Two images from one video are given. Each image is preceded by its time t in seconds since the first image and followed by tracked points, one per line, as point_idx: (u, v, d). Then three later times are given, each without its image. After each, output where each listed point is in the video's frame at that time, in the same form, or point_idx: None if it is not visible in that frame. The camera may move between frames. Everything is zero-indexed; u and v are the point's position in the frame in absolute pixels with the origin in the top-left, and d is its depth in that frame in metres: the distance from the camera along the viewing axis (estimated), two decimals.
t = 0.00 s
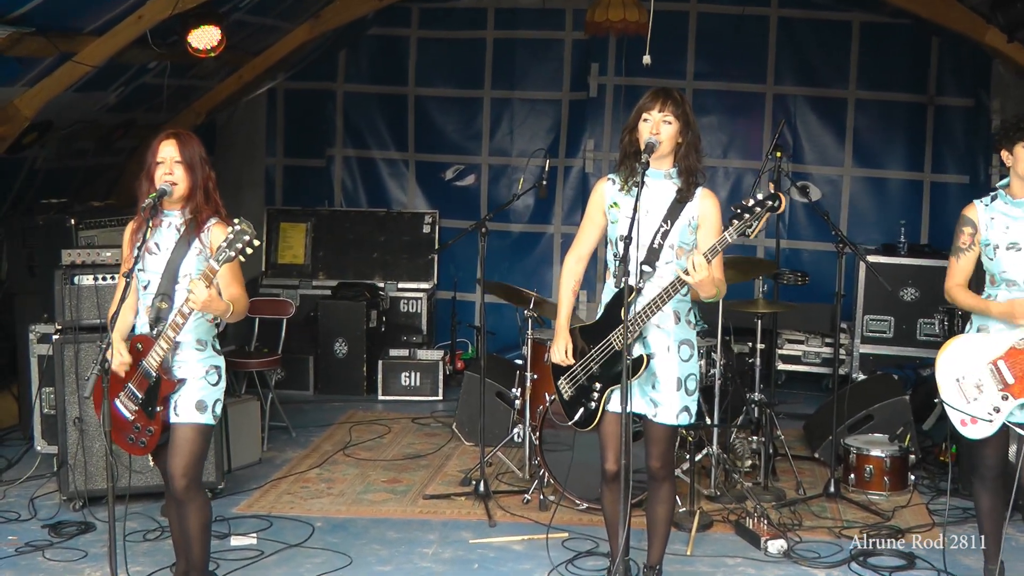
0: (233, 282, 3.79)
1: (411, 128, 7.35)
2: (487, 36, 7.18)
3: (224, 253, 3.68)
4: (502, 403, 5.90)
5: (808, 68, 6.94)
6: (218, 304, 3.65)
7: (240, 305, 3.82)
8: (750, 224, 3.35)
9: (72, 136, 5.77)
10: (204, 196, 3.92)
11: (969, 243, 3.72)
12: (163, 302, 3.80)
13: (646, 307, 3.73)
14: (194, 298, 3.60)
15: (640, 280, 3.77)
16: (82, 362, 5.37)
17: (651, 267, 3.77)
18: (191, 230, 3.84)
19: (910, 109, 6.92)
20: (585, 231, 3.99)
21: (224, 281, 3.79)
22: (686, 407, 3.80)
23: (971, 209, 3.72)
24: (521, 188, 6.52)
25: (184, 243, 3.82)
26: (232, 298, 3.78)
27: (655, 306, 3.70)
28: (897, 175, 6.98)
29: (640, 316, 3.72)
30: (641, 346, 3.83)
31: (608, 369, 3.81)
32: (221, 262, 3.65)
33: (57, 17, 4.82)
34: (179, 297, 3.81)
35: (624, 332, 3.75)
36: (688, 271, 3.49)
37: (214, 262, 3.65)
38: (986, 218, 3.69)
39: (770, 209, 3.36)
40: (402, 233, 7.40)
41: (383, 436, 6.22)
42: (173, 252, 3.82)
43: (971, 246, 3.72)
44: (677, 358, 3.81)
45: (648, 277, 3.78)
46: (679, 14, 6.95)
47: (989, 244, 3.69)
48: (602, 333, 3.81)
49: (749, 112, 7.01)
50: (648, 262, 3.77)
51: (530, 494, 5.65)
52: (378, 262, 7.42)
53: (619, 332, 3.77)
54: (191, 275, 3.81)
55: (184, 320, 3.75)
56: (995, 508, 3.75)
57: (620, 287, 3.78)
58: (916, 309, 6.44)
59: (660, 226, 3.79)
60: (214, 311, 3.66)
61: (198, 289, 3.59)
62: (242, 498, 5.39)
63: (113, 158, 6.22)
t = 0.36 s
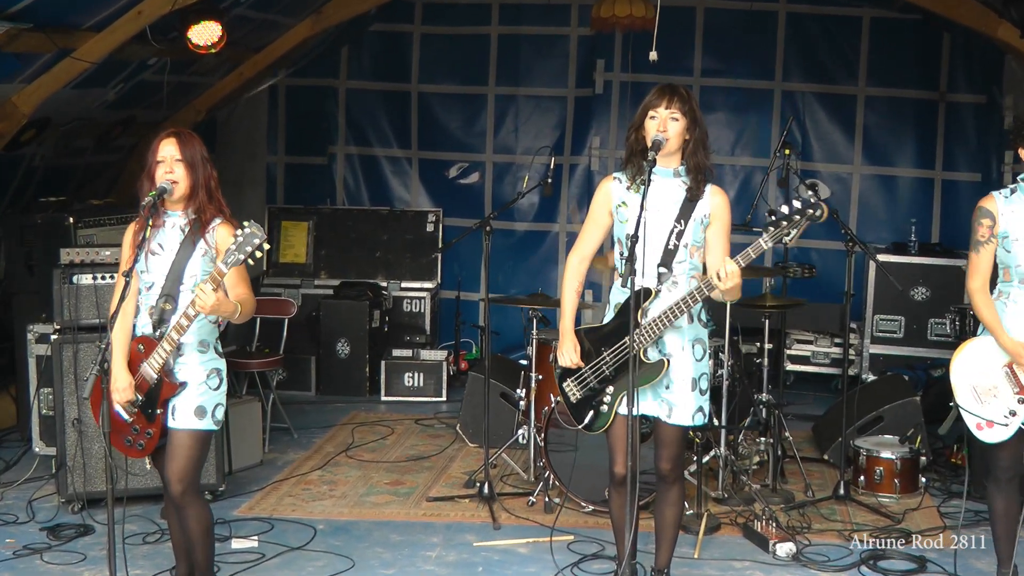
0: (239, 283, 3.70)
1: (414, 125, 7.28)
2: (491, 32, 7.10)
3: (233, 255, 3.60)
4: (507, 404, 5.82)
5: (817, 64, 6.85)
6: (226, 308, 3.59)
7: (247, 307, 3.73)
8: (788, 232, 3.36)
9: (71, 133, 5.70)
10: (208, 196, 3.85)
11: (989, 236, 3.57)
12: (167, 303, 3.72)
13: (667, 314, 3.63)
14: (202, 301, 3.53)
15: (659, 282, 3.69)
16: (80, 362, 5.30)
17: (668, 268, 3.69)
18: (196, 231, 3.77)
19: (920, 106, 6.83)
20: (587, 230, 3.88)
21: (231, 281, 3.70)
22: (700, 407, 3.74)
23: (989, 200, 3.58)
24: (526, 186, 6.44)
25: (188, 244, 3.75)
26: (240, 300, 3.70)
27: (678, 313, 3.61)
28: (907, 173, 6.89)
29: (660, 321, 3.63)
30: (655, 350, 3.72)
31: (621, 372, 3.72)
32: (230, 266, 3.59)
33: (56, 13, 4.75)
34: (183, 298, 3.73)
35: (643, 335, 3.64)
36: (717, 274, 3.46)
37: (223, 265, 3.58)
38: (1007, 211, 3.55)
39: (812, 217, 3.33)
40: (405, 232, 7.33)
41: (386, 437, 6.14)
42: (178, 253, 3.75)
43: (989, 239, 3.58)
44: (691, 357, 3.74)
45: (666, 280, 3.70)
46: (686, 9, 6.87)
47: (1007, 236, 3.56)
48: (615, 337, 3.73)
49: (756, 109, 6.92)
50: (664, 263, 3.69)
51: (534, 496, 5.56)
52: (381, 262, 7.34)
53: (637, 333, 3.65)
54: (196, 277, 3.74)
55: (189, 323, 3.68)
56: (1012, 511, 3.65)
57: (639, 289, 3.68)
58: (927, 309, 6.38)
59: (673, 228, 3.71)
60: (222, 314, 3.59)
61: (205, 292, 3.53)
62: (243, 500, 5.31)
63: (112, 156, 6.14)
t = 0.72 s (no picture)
0: (245, 275, 3.59)
1: (418, 121, 7.17)
2: (496, 26, 6.99)
3: (233, 250, 3.49)
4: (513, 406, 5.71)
5: (827, 58, 6.74)
6: (229, 302, 3.48)
7: (252, 300, 3.63)
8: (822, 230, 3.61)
9: (68, 130, 5.59)
10: (205, 191, 3.74)
11: (1006, 233, 3.46)
12: (167, 300, 3.62)
13: (683, 318, 3.54)
14: (201, 298, 3.43)
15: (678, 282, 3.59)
16: (78, 363, 5.20)
17: (685, 267, 3.60)
18: (193, 226, 3.65)
19: (934, 101, 6.71)
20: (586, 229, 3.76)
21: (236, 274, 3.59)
22: (714, 407, 3.64)
23: (1009, 195, 3.47)
24: (532, 183, 6.33)
25: (186, 239, 3.64)
26: (241, 294, 3.58)
27: (697, 317, 3.53)
28: (921, 169, 6.77)
29: (678, 325, 3.54)
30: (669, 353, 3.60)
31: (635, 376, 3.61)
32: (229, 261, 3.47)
33: (52, 6, 4.65)
34: (184, 295, 3.62)
35: (657, 337, 3.54)
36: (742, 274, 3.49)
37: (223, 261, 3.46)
38: None
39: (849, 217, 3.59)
40: (407, 230, 7.20)
41: (389, 439, 6.03)
42: (174, 250, 3.63)
43: (1004, 237, 3.47)
44: (704, 356, 3.63)
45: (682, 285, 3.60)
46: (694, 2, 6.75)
47: None
48: (627, 339, 3.62)
49: (765, 105, 6.80)
50: (681, 263, 3.59)
51: (540, 500, 5.45)
52: (383, 260, 7.22)
53: (652, 336, 3.54)
54: (195, 273, 3.63)
55: (189, 319, 3.57)
56: None
57: (655, 291, 3.56)
58: (940, 308, 6.25)
59: (687, 225, 3.60)
60: (223, 310, 3.49)
61: (204, 288, 3.42)
62: (244, 504, 5.20)
63: (110, 153, 6.03)
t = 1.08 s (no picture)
0: (233, 275, 3.49)
1: (422, 115, 7.01)
2: (501, 17, 6.83)
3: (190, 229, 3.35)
4: (519, 407, 5.56)
5: (841, 50, 6.57)
6: (186, 282, 3.29)
7: (229, 299, 3.44)
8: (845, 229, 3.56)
9: (62, 124, 5.44)
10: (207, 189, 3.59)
11: None
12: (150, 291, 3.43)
13: (698, 318, 3.40)
14: (158, 272, 3.26)
15: (693, 279, 3.46)
16: (71, 363, 5.05)
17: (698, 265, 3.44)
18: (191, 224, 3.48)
19: (952, 93, 6.54)
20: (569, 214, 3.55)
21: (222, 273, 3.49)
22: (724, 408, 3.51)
23: None
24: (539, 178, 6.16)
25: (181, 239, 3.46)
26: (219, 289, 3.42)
27: (712, 318, 3.39)
28: (939, 164, 6.59)
29: (693, 325, 3.39)
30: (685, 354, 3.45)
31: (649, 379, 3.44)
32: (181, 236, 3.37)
33: None
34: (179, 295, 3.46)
35: (671, 338, 3.40)
36: (761, 275, 3.38)
37: (178, 235, 3.37)
38: None
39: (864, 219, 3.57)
40: (411, 226, 7.06)
41: (391, 442, 5.87)
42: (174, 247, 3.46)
43: None
44: (715, 352, 3.50)
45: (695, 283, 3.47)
46: None
47: None
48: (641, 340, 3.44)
49: (778, 98, 6.63)
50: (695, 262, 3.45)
51: (547, 504, 5.29)
52: (386, 258, 7.07)
53: (665, 336, 3.40)
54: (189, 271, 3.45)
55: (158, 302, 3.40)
56: None
57: (668, 291, 3.42)
58: (961, 307, 6.13)
59: (699, 222, 3.45)
60: (182, 290, 3.31)
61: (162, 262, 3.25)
62: (242, 508, 5.05)
63: (105, 147, 5.88)
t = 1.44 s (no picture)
0: (232, 273, 3.33)
1: (429, 106, 6.85)
2: (510, 7, 6.66)
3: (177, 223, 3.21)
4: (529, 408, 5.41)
5: (860, 40, 6.39)
6: (179, 278, 3.13)
7: (228, 297, 3.26)
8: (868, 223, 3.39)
9: (59, 116, 5.28)
10: (206, 182, 3.41)
11: None
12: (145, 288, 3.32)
13: (718, 317, 3.25)
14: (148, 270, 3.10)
15: (711, 276, 3.31)
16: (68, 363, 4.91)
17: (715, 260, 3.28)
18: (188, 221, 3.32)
19: (975, 83, 6.36)
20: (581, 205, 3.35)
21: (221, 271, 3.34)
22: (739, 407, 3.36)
23: None
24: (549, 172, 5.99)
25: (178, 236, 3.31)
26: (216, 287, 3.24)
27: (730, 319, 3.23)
28: (962, 156, 6.42)
29: (713, 324, 3.24)
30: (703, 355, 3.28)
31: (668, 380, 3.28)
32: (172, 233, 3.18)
33: None
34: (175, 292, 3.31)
35: (692, 337, 3.24)
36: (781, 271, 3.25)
37: (167, 231, 3.20)
38: None
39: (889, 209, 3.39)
40: (418, 221, 6.90)
41: (398, 443, 5.71)
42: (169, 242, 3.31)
43: None
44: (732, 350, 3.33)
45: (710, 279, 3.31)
46: None
47: None
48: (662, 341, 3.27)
49: (794, 89, 6.46)
50: (712, 259, 3.30)
51: (558, 508, 5.13)
52: (392, 254, 6.92)
53: (685, 336, 3.25)
54: (182, 268, 3.30)
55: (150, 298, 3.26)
56: None
57: (687, 287, 3.26)
58: (985, 305, 5.95)
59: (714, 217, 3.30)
60: (175, 286, 3.14)
61: (154, 259, 3.09)
62: (244, 512, 4.89)
63: (103, 140, 5.72)
